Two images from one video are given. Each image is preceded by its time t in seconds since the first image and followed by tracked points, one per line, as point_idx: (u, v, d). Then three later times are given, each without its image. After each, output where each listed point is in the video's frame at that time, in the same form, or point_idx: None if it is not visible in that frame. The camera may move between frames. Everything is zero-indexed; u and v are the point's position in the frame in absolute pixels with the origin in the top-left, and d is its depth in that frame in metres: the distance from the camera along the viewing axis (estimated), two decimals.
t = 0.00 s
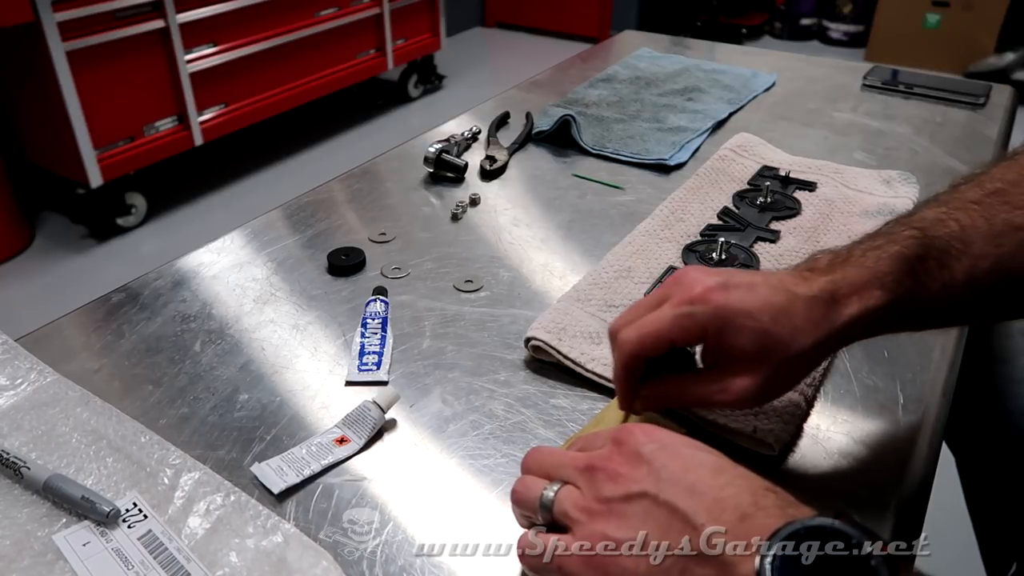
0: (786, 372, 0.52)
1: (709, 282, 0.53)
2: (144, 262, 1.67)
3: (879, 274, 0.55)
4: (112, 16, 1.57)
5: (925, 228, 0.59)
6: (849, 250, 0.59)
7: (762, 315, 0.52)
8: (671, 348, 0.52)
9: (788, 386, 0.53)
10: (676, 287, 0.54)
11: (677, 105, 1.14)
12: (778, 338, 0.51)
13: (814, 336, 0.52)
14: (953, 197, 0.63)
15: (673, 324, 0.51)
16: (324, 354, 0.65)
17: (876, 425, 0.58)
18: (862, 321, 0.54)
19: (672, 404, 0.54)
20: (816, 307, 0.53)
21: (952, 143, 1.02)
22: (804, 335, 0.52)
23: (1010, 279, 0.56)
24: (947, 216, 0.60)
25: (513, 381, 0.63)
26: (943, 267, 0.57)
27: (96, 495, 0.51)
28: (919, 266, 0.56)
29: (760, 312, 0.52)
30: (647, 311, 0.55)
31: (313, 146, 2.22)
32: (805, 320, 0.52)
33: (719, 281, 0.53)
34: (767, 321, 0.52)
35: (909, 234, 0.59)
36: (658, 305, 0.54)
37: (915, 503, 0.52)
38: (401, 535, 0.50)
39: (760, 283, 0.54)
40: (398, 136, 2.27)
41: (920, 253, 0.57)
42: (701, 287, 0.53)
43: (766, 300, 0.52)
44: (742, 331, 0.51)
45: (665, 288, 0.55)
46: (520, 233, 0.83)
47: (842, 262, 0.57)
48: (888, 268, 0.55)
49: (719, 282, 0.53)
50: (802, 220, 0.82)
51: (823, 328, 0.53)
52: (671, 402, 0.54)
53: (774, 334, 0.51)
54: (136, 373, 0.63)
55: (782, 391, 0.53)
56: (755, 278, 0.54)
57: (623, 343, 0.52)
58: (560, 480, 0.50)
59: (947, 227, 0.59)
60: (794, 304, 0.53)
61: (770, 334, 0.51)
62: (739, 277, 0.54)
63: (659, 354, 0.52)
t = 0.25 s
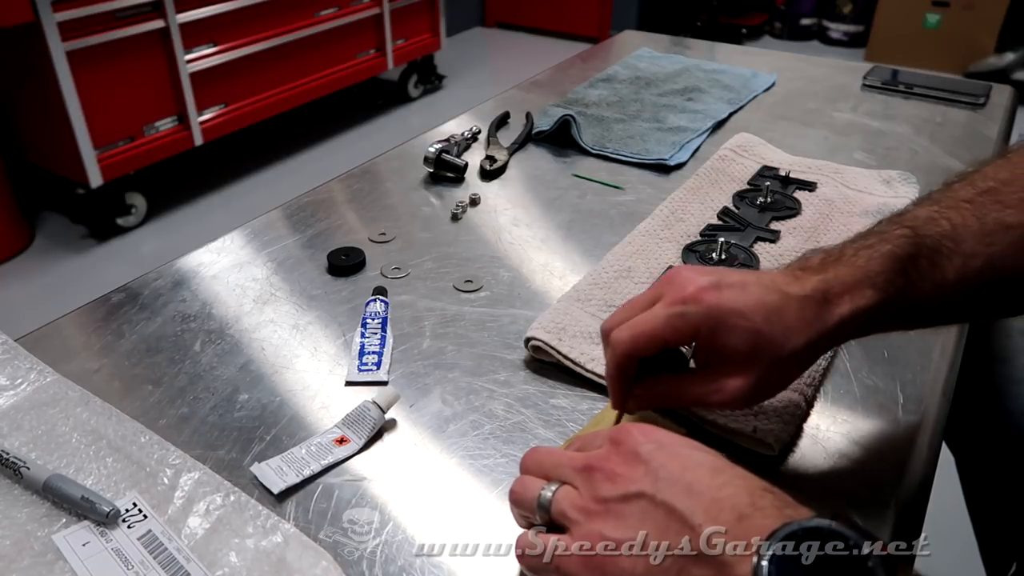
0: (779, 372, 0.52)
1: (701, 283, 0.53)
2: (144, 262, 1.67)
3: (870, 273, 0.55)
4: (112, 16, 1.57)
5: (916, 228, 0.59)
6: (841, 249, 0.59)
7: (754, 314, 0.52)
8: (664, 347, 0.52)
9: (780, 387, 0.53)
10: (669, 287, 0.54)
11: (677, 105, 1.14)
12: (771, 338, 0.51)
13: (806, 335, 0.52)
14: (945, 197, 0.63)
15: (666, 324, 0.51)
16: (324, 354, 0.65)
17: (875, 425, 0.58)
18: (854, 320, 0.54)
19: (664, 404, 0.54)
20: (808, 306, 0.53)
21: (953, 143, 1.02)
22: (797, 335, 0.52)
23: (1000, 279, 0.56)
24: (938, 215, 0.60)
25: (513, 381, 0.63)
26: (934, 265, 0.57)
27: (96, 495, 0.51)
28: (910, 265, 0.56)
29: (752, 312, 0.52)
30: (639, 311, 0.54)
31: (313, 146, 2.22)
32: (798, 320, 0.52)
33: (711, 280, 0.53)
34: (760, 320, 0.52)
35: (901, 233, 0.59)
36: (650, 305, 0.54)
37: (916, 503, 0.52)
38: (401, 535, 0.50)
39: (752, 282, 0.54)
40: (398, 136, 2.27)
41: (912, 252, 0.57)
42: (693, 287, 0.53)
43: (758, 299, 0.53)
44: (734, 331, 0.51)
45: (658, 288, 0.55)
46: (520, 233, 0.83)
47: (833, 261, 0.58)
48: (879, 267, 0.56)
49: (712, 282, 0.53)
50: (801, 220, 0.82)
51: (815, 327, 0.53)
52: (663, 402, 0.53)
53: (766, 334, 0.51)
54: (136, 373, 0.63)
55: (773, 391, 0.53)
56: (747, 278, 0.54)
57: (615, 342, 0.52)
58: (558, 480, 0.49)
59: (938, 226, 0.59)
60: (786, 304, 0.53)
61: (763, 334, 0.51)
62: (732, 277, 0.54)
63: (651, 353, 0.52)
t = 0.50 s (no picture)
0: (777, 374, 0.52)
1: (699, 285, 0.53)
2: (144, 262, 1.67)
3: (866, 275, 0.56)
4: (112, 16, 1.57)
5: (913, 229, 0.59)
6: (838, 251, 0.60)
7: (753, 317, 0.52)
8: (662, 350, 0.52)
9: (780, 389, 0.53)
10: (667, 289, 0.54)
11: (677, 105, 1.14)
12: (769, 341, 0.51)
13: (804, 338, 0.52)
14: (942, 198, 0.63)
15: (664, 327, 0.51)
16: (324, 354, 0.65)
17: (875, 425, 0.58)
18: (851, 322, 0.54)
19: (664, 406, 0.54)
20: (806, 308, 0.53)
21: (952, 143, 1.02)
22: (795, 337, 0.52)
23: (999, 279, 0.56)
24: (935, 216, 0.60)
25: (513, 381, 0.63)
26: (930, 267, 0.57)
27: (96, 495, 0.51)
28: (907, 266, 0.56)
29: (751, 314, 0.52)
30: (637, 313, 0.55)
31: (313, 146, 2.22)
32: (796, 322, 0.52)
33: (709, 283, 0.53)
34: (759, 323, 0.51)
35: (897, 235, 0.59)
36: (648, 308, 0.54)
37: (916, 504, 0.52)
38: (401, 535, 0.50)
39: (749, 284, 0.54)
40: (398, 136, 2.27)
41: (909, 253, 0.57)
42: (692, 289, 0.53)
43: (757, 302, 0.52)
44: (732, 334, 0.51)
45: (656, 290, 0.55)
46: (521, 233, 0.83)
47: (830, 263, 0.58)
48: (875, 270, 0.56)
49: (709, 284, 0.53)
50: (802, 220, 0.82)
51: (812, 330, 0.53)
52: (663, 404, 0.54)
53: (765, 337, 0.51)
54: (137, 373, 0.63)
55: (772, 393, 0.53)
56: (744, 279, 0.54)
57: (614, 345, 0.52)
58: (558, 479, 0.50)
59: (934, 228, 0.59)
60: (785, 307, 0.53)
61: (761, 337, 0.51)
62: (730, 279, 0.54)
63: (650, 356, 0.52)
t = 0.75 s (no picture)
0: (782, 380, 0.52)
1: (706, 291, 0.53)
2: (144, 262, 1.67)
3: (870, 281, 0.56)
4: (112, 16, 1.57)
5: (915, 233, 0.59)
6: (839, 256, 0.60)
7: (760, 322, 0.52)
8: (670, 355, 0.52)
9: (785, 395, 0.53)
10: (673, 294, 0.54)
11: (677, 105, 1.14)
12: (775, 346, 0.52)
13: (810, 343, 0.53)
14: (943, 201, 0.62)
15: (672, 332, 0.51)
16: (324, 354, 0.65)
17: (876, 425, 0.58)
18: (856, 328, 0.54)
19: (668, 410, 0.54)
20: (812, 314, 0.53)
21: (952, 143, 1.02)
22: (801, 343, 0.52)
23: (1002, 282, 0.56)
24: (937, 220, 0.60)
25: (513, 381, 0.63)
26: (934, 271, 0.57)
27: (96, 495, 0.51)
28: (909, 271, 0.57)
29: (758, 320, 0.52)
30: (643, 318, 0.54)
31: (313, 146, 2.22)
32: (802, 328, 0.53)
33: (717, 289, 0.53)
34: (765, 328, 0.52)
35: (899, 239, 0.59)
36: (655, 312, 0.54)
37: (916, 505, 0.52)
38: (401, 535, 0.50)
39: (756, 290, 0.54)
40: (398, 136, 2.27)
41: (912, 258, 0.57)
42: (699, 296, 0.53)
43: (763, 308, 0.53)
44: (740, 339, 0.51)
45: (662, 295, 0.55)
46: (521, 233, 0.83)
47: (833, 268, 0.58)
48: (877, 275, 0.56)
49: (716, 290, 0.53)
50: (802, 220, 0.82)
51: (818, 335, 0.53)
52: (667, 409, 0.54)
53: (772, 342, 0.52)
54: (137, 373, 0.63)
55: (778, 399, 0.53)
56: (751, 286, 0.54)
57: (621, 349, 0.52)
58: (558, 479, 0.50)
59: (936, 232, 0.59)
60: (792, 312, 0.53)
61: (768, 342, 0.52)
62: (736, 285, 0.54)
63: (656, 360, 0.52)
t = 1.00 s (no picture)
0: (785, 372, 0.52)
1: (705, 285, 0.53)
2: (143, 262, 1.67)
3: (871, 272, 0.56)
4: (112, 16, 1.57)
5: (915, 225, 0.59)
6: (841, 248, 0.60)
7: (760, 316, 0.52)
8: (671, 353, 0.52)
9: (787, 387, 0.53)
10: (673, 290, 0.54)
11: (677, 105, 1.14)
12: (776, 340, 0.52)
13: (811, 336, 0.53)
14: (944, 193, 0.63)
15: (672, 329, 0.51)
16: (324, 354, 0.65)
17: (876, 425, 0.58)
18: (857, 319, 0.55)
19: (672, 407, 0.54)
20: (812, 307, 0.53)
21: (952, 143, 1.02)
22: (802, 336, 0.52)
23: (1003, 272, 0.57)
24: (937, 211, 0.61)
25: (513, 381, 0.63)
26: (934, 262, 0.57)
27: (96, 495, 0.51)
28: (910, 263, 0.57)
29: (758, 314, 0.52)
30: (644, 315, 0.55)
31: (313, 146, 2.22)
32: (803, 321, 0.53)
33: (716, 283, 0.53)
34: (765, 322, 0.52)
35: (899, 231, 0.59)
36: (655, 310, 0.54)
37: (916, 505, 0.52)
38: (401, 535, 0.50)
39: (756, 284, 0.54)
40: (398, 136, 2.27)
41: (912, 250, 0.57)
42: (699, 291, 0.53)
43: (763, 301, 0.52)
44: (740, 334, 0.51)
45: (661, 292, 0.55)
46: (521, 233, 0.83)
47: (834, 260, 0.58)
48: (879, 267, 0.56)
49: (716, 285, 0.53)
50: (802, 220, 0.82)
51: (819, 328, 0.53)
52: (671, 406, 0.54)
53: (772, 336, 0.52)
54: (137, 373, 0.63)
55: (781, 392, 0.53)
56: (751, 279, 0.54)
57: (623, 348, 0.52)
58: (558, 479, 0.50)
59: (937, 223, 0.59)
60: (792, 306, 0.53)
61: (769, 335, 0.52)
62: (736, 279, 0.54)
63: (658, 358, 0.52)
